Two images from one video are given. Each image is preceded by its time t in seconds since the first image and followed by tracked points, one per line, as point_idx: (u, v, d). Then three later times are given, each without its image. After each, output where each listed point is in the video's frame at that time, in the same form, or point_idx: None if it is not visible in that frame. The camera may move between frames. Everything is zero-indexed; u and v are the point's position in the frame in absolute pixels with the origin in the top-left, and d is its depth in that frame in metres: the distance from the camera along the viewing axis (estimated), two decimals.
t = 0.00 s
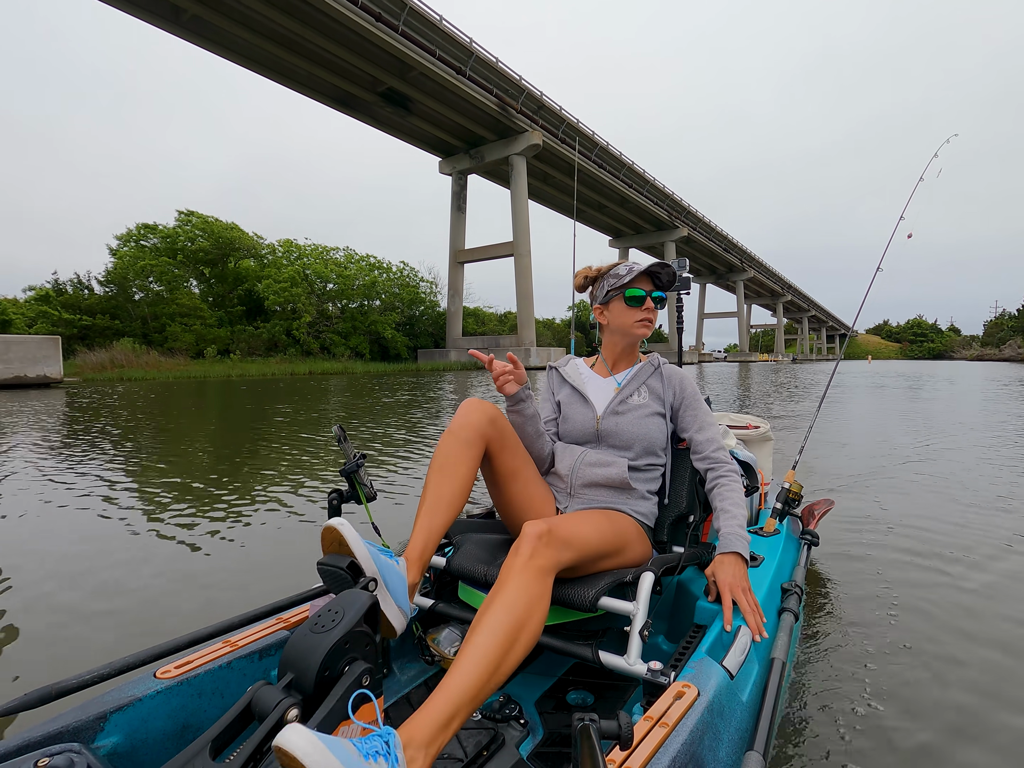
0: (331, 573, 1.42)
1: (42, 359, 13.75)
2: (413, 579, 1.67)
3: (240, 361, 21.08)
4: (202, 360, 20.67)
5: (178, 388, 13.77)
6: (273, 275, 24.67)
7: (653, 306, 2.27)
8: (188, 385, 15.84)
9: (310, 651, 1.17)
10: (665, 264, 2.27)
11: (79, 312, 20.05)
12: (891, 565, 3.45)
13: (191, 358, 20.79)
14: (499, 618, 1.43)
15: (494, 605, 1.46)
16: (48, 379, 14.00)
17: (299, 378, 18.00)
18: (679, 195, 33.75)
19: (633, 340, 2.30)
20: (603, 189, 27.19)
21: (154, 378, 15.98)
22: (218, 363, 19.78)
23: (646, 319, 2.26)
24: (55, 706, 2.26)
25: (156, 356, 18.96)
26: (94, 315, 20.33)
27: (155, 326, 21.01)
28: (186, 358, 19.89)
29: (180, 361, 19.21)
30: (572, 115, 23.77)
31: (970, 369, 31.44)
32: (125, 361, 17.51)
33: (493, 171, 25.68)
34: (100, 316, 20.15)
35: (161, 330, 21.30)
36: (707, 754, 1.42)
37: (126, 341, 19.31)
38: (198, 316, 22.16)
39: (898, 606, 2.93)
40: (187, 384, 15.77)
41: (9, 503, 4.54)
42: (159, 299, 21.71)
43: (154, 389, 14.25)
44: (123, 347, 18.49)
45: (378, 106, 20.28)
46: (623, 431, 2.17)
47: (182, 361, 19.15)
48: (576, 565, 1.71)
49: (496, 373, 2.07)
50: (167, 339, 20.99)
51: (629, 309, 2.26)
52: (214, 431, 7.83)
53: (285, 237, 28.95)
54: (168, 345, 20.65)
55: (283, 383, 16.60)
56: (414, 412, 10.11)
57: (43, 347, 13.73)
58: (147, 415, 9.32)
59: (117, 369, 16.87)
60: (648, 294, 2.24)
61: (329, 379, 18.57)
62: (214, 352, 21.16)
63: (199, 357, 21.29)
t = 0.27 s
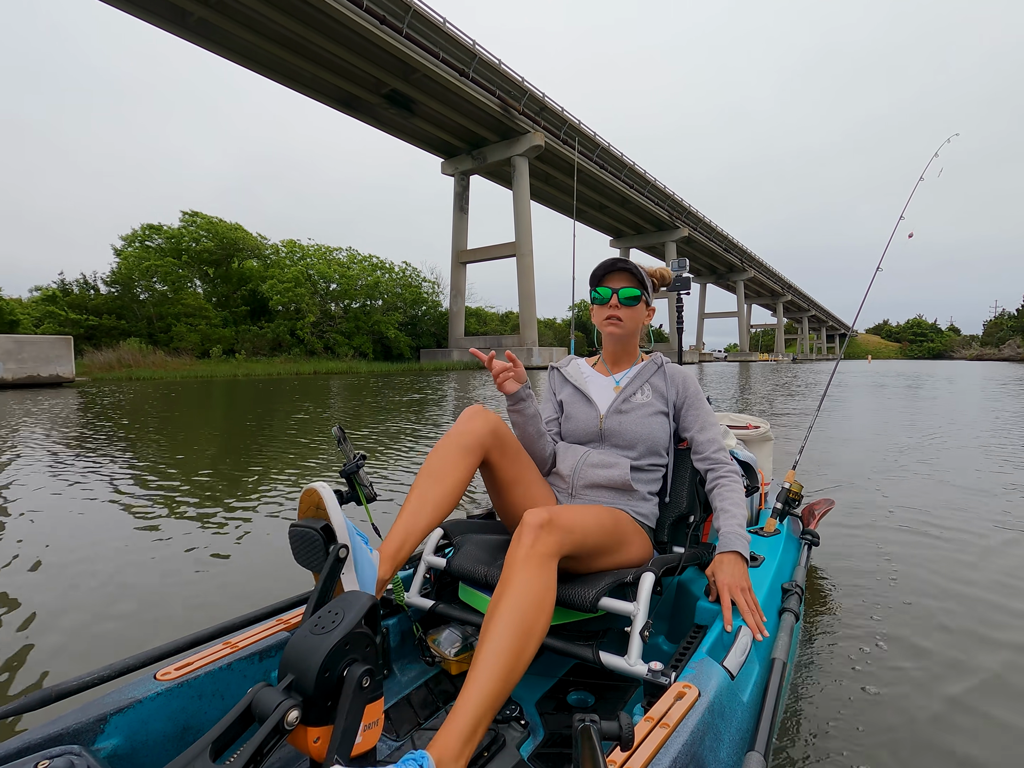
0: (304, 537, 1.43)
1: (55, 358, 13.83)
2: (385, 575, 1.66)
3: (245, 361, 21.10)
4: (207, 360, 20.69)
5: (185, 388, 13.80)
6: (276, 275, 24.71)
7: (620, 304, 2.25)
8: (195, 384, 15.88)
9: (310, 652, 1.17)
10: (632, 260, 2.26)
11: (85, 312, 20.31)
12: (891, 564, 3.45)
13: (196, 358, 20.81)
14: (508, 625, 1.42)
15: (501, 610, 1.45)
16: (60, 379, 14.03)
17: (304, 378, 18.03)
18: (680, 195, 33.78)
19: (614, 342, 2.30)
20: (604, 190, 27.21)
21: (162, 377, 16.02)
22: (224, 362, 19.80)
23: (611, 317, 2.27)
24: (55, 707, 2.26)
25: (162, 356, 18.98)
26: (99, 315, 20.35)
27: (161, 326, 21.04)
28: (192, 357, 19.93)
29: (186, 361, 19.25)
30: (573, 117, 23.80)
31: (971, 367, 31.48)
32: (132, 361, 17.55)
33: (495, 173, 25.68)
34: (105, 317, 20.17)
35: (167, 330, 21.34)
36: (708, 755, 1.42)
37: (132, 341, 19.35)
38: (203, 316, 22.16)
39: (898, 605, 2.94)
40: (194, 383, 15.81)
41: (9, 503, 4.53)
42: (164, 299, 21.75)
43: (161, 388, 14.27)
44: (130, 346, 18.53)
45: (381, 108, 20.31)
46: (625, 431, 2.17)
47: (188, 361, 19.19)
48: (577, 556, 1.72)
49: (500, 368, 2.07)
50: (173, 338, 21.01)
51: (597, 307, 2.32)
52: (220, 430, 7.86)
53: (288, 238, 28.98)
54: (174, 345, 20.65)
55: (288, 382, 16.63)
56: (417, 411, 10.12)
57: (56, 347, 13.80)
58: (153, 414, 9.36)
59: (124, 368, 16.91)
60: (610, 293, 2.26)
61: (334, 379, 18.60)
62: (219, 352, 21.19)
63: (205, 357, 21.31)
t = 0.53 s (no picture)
0: (225, 547, 1.20)
1: (68, 358, 13.81)
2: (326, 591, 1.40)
3: (251, 361, 21.10)
4: (213, 359, 20.70)
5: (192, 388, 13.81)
6: (280, 275, 24.73)
7: (606, 306, 2.27)
8: (202, 383, 15.89)
9: (310, 652, 1.16)
10: (620, 262, 2.26)
11: (92, 312, 20.43)
12: (892, 564, 3.45)
13: (203, 357, 20.82)
14: (536, 577, 1.46)
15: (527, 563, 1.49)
16: (73, 379, 14.04)
17: (310, 378, 18.04)
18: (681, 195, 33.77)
19: (606, 343, 2.32)
20: (605, 190, 27.21)
21: (170, 377, 16.04)
22: (230, 362, 19.82)
23: (600, 318, 2.29)
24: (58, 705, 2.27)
25: (169, 356, 18.99)
26: (106, 315, 20.36)
27: (167, 326, 21.04)
28: (198, 357, 19.95)
29: (193, 361, 19.27)
30: (575, 118, 23.81)
31: (971, 366, 31.54)
32: (140, 361, 17.59)
33: (497, 173, 25.68)
34: (112, 318, 20.15)
35: (173, 330, 21.33)
36: (707, 755, 1.42)
37: (139, 341, 19.34)
38: (208, 316, 22.18)
39: (898, 605, 2.94)
40: (200, 383, 15.83)
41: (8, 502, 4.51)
42: (170, 299, 21.76)
43: (168, 387, 14.29)
44: (137, 346, 18.55)
45: (385, 109, 20.30)
46: (626, 430, 2.17)
47: (195, 361, 19.19)
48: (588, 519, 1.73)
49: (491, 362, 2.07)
50: (179, 338, 20.99)
51: (588, 308, 2.34)
52: (224, 429, 7.89)
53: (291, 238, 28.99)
54: (180, 345, 20.65)
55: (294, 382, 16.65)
56: (419, 410, 10.11)
57: (70, 347, 13.80)
58: (158, 413, 9.39)
59: (132, 368, 16.93)
60: (593, 294, 2.30)
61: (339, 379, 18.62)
62: (225, 352, 21.19)
63: (211, 357, 21.33)
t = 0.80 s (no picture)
0: (154, 636, 1.13)
1: (81, 358, 13.81)
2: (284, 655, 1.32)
3: (256, 361, 21.10)
4: (219, 359, 20.70)
5: (198, 388, 13.80)
6: (284, 275, 24.75)
7: (600, 307, 2.27)
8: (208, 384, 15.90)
9: (310, 653, 1.16)
10: (613, 263, 2.26)
11: (99, 312, 20.12)
12: (892, 564, 3.46)
13: (209, 358, 20.82)
14: (558, 526, 1.58)
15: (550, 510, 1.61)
16: (86, 379, 14.01)
17: (315, 378, 18.04)
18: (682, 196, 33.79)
19: (605, 343, 2.32)
20: (607, 191, 27.22)
21: (177, 377, 16.04)
22: (236, 362, 19.83)
23: (596, 319, 2.30)
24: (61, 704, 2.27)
25: (175, 356, 18.98)
26: (113, 316, 20.36)
27: (173, 327, 21.04)
28: (204, 357, 19.95)
29: (199, 361, 19.25)
30: (577, 119, 23.82)
31: (970, 366, 31.56)
32: (147, 361, 17.59)
33: (499, 174, 25.69)
34: (119, 317, 20.01)
35: (179, 331, 21.34)
36: (707, 755, 1.42)
37: (145, 341, 19.32)
38: (213, 317, 22.16)
39: (899, 605, 2.95)
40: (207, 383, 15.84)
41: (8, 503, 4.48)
42: (176, 299, 21.74)
43: (175, 387, 14.29)
44: (144, 346, 18.57)
45: (389, 111, 20.31)
46: (627, 432, 2.16)
47: (201, 361, 19.17)
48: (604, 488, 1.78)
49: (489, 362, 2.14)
50: (185, 339, 20.94)
51: (586, 309, 2.35)
52: (227, 429, 7.90)
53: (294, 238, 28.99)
54: (186, 345, 20.61)
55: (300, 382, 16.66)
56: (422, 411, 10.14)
57: (82, 347, 13.81)
58: (162, 413, 9.40)
59: (140, 368, 16.93)
60: (589, 295, 2.31)
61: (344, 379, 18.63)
62: (231, 352, 21.16)
63: (218, 357, 21.32)
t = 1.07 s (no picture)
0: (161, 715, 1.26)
1: (93, 357, 13.85)
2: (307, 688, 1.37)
3: (262, 361, 21.09)
4: (226, 359, 20.71)
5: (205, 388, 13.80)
6: (288, 276, 24.76)
7: (601, 307, 2.27)
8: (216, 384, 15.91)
9: (310, 651, 1.17)
10: (613, 263, 2.25)
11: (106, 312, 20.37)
12: (893, 564, 3.45)
13: (215, 357, 20.82)
14: (556, 501, 1.58)
15: (547, 488, 1.61)
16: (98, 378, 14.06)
17: (321, 378, 18.04)
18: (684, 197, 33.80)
19: (606, 342, 2.32)
20: (608, 192, 27.21)
21: (186, 378, 16.04)
22: (243, 362, 19.81)
23: (596, 319, 2.30)
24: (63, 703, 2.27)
25: (182, 356, 18.98)
26: (120, 316, 20.35)
27: (179, 327, 21.05)
28: (211, 356, 19.96)
29: (206, 361, 19.25)
30: (579, 121, 23.83)
31: (970, 366, 31.60)
32: (155, 361, 17.60)
33: (502, 176, 25.70)
34: (126, 318, 20.08)
35: (185, 331, 21.35)
36: (707, 754, 1.42)
37: (152, 341, 19.34)
38: (219, 317, 22.14)
39: (900, 604, 2.94)
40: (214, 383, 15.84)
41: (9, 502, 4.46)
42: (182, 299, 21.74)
43: (183, 387, 14.29)
44: (151, 346, 18.57)
45: (393, 113, 20.31)
46: (627, 432, 2.17)
47: (208, 360, 19.21)
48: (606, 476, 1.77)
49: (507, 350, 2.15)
50: (191, 339, 20.95)
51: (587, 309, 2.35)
52: (232, 429, 7.92)
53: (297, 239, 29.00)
54: (193, 345, 20.60)
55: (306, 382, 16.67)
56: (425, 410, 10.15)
57: (94, 347, 13.86)
58: (167, 412, 9.43)
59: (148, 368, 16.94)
60: (591, 295, 2.31)
61: (350, 380, 18.64)
62: (237, 352, 21.17)
63: (224, 357, 21.32)
